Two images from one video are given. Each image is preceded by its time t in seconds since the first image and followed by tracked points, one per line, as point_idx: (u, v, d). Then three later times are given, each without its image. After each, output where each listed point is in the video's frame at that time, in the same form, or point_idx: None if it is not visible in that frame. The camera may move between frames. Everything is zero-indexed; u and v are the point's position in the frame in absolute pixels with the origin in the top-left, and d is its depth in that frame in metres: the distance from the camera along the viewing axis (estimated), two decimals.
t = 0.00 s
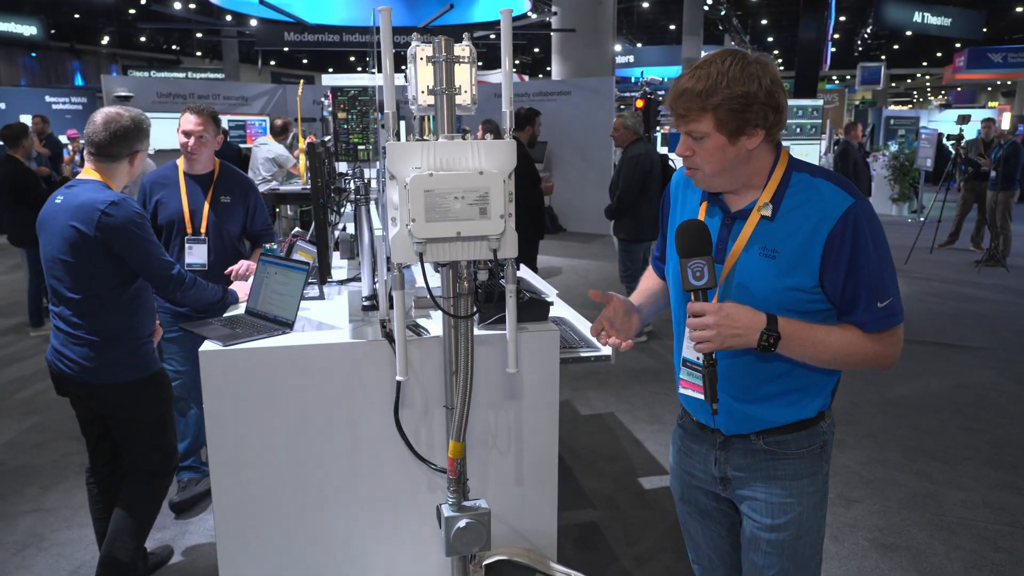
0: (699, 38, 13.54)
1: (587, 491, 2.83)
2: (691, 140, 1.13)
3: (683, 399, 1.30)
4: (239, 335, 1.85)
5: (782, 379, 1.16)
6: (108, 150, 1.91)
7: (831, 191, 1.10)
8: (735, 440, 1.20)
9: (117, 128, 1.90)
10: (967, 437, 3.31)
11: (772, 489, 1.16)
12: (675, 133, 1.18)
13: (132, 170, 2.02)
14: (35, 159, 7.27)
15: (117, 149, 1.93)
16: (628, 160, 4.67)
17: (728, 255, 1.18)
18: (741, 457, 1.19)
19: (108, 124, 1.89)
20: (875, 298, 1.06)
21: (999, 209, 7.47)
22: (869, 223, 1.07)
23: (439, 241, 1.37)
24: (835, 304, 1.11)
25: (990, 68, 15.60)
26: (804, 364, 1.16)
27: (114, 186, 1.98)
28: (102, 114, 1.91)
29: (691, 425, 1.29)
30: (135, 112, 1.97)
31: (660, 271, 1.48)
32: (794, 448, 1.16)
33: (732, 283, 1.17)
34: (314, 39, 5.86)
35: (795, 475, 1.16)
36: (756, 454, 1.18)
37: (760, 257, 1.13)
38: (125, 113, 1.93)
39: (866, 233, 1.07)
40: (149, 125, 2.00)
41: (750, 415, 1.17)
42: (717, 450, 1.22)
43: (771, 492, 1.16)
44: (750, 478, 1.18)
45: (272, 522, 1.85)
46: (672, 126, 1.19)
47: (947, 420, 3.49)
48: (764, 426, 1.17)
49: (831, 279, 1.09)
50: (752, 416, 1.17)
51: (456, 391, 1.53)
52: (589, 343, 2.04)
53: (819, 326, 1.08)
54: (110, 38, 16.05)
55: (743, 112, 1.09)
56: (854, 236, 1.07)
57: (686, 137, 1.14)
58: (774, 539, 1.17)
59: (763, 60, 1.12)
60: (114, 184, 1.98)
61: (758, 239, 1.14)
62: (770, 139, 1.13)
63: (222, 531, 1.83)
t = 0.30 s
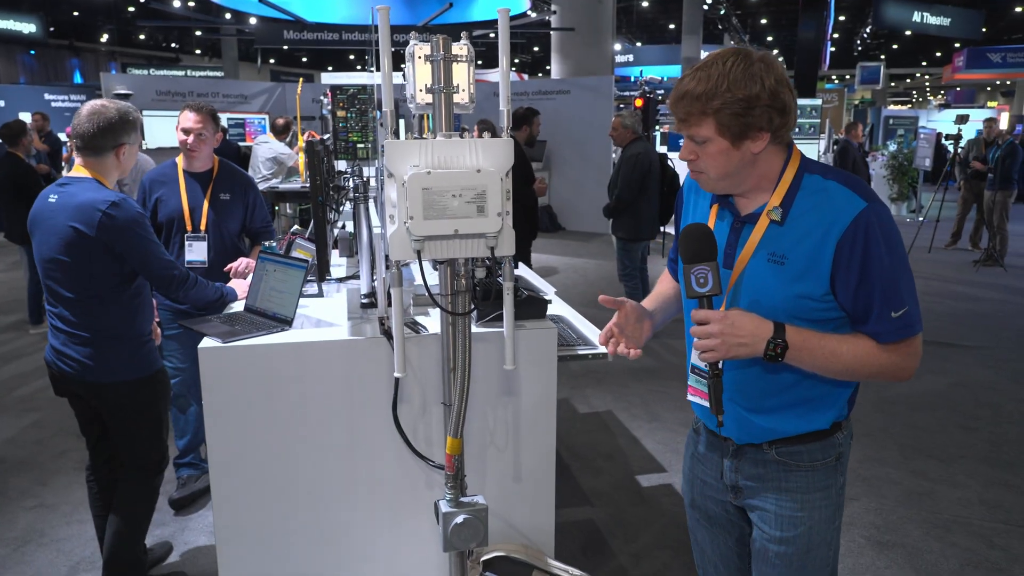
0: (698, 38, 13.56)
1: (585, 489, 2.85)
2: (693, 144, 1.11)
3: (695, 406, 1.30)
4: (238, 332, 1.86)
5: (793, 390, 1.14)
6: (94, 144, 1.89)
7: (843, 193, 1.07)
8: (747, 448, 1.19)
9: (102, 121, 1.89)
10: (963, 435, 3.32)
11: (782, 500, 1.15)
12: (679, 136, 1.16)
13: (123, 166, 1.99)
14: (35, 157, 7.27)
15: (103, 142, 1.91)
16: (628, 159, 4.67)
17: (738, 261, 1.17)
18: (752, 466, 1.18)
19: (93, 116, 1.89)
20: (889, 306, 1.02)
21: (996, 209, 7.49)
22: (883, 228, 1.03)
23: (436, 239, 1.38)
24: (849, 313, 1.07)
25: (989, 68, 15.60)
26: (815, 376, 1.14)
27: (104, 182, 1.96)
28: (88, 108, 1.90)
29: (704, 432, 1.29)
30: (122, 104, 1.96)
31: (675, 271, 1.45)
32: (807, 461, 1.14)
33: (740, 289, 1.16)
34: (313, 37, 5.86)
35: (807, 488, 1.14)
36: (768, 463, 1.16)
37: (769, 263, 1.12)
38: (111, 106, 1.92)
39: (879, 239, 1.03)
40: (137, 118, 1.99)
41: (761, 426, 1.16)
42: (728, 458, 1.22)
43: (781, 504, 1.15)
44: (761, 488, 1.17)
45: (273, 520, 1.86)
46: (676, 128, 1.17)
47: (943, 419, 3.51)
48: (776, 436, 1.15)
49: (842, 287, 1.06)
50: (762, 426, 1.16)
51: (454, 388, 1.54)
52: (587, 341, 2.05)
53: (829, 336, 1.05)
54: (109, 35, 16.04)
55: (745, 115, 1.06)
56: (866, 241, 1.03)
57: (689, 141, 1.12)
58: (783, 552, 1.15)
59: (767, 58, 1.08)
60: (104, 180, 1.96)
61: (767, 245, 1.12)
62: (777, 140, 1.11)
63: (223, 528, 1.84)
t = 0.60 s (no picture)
0: (697, 38, 13.59)
1: (582, 486, 2.86)
2: (699, 146, 1.12)
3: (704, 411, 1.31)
4: (236, 329, 1.87)
5: (802, 397, 1.15)
6: (93, 140, 1.89)
7: (852, 197, 1.07)
8: (755, 458, 1.19)
9: (103, 116, 1.89)
10: (959, 435, 3.33)
11: (788, 511, 1.15)
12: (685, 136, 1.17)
13: (120, 162, 1.99)
14: (34, 155, 7.28)
15: (103, 139, 1.90)
16: (626, 159, 4.68)
17: (746, 264, 1.17)
18: (759, 475, 1.19)
19: (94, 112, 1.88)
20: (897, 314, 1.01)
21: (994, 210, 7.51)
22: (894, 233, 1.02)
23: (434, 236, 1.39)
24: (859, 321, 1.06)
25: (988, 69, 15.62)
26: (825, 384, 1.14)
27: (100, 177, 1.95)
28: (88, 103, 1.90)
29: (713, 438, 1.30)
30: (121, 101, 1.96)
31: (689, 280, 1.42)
32: (815, 472, 1.14)
33: (747, 292, 1.16)
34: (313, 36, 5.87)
35: (813, 499, 1.14)
36: (776, 474, 1.17)
37: (776, 268, 1.12)
38: (111, 101, 1.92)
39: (888, 244, 1.01)
40: (137, 115, 1.99)
41: (768, 435, 1.16)
42: (736, 465, 1.22)
43: (787, 514, 1.16)
44: (766, 497, 1.18)
45: (276, 521, 1.88)
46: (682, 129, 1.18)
47: (939, 418, 3.52)
48: (784, 446, 1.15)
49: (850, 294, 1.05)
50: (769, 434, 1.16)
51: (451, 386, 1.54)
52: (584, 340, 2.06)
53: (836, 344, 1.04)
54: (108, 33, 16.03)
55: (751, 115, 1.06)
56: (874, 247, 1.02)
57: (695, 143, 1.13)
58: (788, 561, 1.16)
59: (772, 56, 1.08)
60: (101, 176, 1.96)
61: (775, 248, 1.13)
62: (785, 140, 1.11)
63: (225, 528, 1.85)
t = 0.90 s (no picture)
0: (696, 40, 13.63)
1: (580, 487, 2.87)
2: (709, 149, 1.13)
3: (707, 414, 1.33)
4: (235, 329, 1.87)
5: (808, 403, 1.15)
6: (98, 143, 1.87)
7: (860, 200, 1.07)
8: (756, 463, 1.20)
9: (107, 118, 1.88)
10: (956, 437, 3.34)
11: (788, 519, 1.16)
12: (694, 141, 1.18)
13: (122, 164, 1.98)
14: (34, 155, 7.28)
15: (109, 143, 1.90)
16: (624, 161, 4.69)
17: (754, 267, 1.19)
18: (761, 481, 1.20)
19: (98, 115, 1.87)
20: (907, 321, 1.01)
21: (992, 212, 7.54)
22: (903, 238, 1.02)
23: (434, 237, 1.40)
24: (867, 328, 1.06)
25: (986, 72, 15.66)
26: (831, 391, 1.14)
27: (101, 181, 1.93)
28: (89, 105, 1.88)
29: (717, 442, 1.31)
30: (125, 104, 1.96)
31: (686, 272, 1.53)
32: (818, 481, 1.15)
33: (755, 294, 1.17)
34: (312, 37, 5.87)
35: (813, 506, 1.15)
36: (777, 480, 1.17)
37: (784, 271, 1.13)
38: (115, 104, 1.92)
39: (897, 247, 1.01)
40: (139, 118, 1.99)
41: (772, 441, 1.17)
42: (738, 471, 1.23)
43: (787, 520, 1.17)
44: (767, 503, 1.19)
45: (276, 524, 1.88)
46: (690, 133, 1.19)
47: (936, 420, 3.53)
48: (788, 453, 1.16)
49: (858, 300, 1.05)
50: (773, 441, 1.17)
51: (449, 385, 1.55)
52: (582, 340, 2.06)
53: (844, 350, 1.04)
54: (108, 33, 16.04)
55: (758, 114, 1.07)
56: (882, 251, 1.02)
57: (704, 146, 1.14)
58: (788, 568, 1.17)
59: (776, 55, 1.08)
60: (102, 179, 1.94)
61: (783, 251, 1.14)
62: (794, 138, 1.12)
63: (225, 530, 1.86)
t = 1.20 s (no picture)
0: (697, 43, 13.64)
1: (580, 488, 2.87)
2: (728, 151, 1.13)
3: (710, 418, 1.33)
4: (237, 330, 1.88)
5: (813, 409, 1.15)
6: (100, 149, 1.87)
7: (871, 204, 1.08)
8: (759, 468, 1.21)
9: (109, 124, 1.88)
10: (957, 439, 3.34)
11: (790, 525, 1.17)
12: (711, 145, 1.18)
13: (123, 170, 1.98)
14: (35, 157, 7.30)
15: (111, 149, 1.90)
16: (625, 164, 4.69)
17: (763, 269, 1.19)
18: (764, 486, 1.20)
19: (100, 120, 1.87)
20: (915, 324, 1.01)
21: (993, 215, 7.54)
22: (913, 242, 1.03)
23: (435, 239, 1.41)
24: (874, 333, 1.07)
25: (987, 75, 15.66)
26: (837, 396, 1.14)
27: (102, 187, 1.92)
28: (92, 110, 1.89)
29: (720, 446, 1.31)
30: (127, 109, 1.96)
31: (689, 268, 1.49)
32: (820, 486, 1.15)
33: (764, 296, 1.18)
34: (314, 40, 5.88)
35: (815, 511, 1.16)
36: (780, 486, 1.18)
37: (793, 273, 1.13)
38: (117, 110, 1.92)
39: (907, 251, 1.02)
40: (141, 124, 1.99)
41: (777, 446, 1.17)
42: (740, 476, 1.24)
43: (788, 525, 1.17)
44: (769, 509, 1.20)
45: (279, 527, 1.89)
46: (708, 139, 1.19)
47: (936, 422, 3.53)
48: (792, 458, 1.16)
49: (866, 302, 1.06)
50: (778, 446, 1.17)
51: (450, 386, 1.55)
52: (582, 343, 2.07)
53: (852, 355, 1.04)
54: (110, 35, 16.06)
55: (780, 114, 1.07)
56: (892, 254, 1.03)
57: (724, 149, 1.14)
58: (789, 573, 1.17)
59: (796, 57, 1.10)
60: (102, 186, 1.93)
61: (794, 252, 1.14)
62: (811, 140, 1.13)
63: (226, 532, 1.86)
